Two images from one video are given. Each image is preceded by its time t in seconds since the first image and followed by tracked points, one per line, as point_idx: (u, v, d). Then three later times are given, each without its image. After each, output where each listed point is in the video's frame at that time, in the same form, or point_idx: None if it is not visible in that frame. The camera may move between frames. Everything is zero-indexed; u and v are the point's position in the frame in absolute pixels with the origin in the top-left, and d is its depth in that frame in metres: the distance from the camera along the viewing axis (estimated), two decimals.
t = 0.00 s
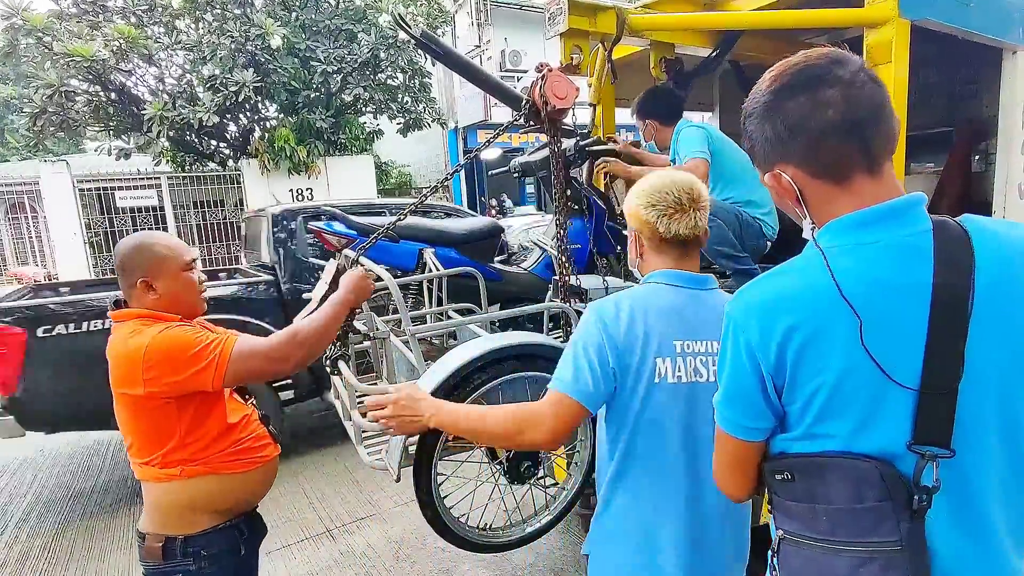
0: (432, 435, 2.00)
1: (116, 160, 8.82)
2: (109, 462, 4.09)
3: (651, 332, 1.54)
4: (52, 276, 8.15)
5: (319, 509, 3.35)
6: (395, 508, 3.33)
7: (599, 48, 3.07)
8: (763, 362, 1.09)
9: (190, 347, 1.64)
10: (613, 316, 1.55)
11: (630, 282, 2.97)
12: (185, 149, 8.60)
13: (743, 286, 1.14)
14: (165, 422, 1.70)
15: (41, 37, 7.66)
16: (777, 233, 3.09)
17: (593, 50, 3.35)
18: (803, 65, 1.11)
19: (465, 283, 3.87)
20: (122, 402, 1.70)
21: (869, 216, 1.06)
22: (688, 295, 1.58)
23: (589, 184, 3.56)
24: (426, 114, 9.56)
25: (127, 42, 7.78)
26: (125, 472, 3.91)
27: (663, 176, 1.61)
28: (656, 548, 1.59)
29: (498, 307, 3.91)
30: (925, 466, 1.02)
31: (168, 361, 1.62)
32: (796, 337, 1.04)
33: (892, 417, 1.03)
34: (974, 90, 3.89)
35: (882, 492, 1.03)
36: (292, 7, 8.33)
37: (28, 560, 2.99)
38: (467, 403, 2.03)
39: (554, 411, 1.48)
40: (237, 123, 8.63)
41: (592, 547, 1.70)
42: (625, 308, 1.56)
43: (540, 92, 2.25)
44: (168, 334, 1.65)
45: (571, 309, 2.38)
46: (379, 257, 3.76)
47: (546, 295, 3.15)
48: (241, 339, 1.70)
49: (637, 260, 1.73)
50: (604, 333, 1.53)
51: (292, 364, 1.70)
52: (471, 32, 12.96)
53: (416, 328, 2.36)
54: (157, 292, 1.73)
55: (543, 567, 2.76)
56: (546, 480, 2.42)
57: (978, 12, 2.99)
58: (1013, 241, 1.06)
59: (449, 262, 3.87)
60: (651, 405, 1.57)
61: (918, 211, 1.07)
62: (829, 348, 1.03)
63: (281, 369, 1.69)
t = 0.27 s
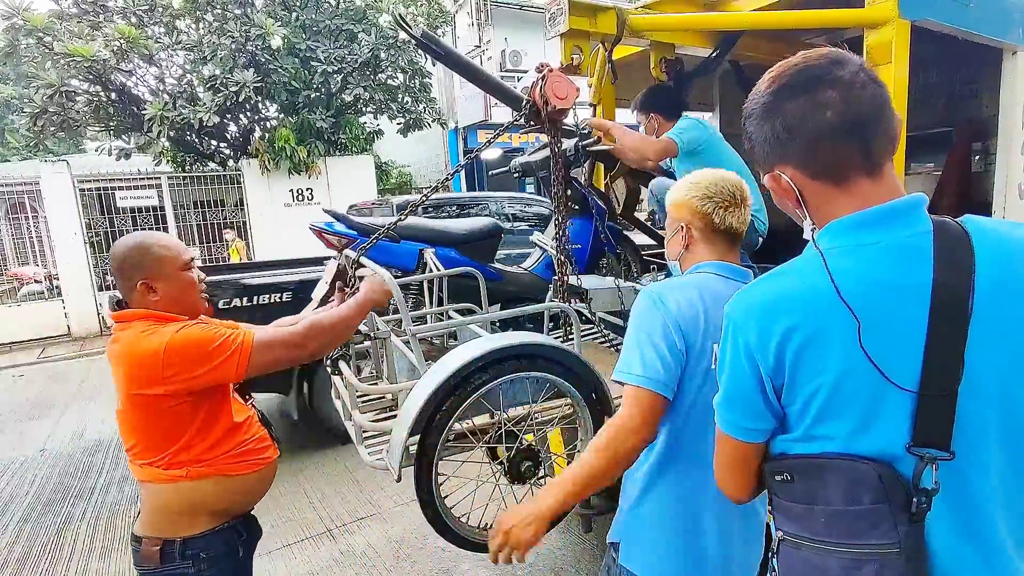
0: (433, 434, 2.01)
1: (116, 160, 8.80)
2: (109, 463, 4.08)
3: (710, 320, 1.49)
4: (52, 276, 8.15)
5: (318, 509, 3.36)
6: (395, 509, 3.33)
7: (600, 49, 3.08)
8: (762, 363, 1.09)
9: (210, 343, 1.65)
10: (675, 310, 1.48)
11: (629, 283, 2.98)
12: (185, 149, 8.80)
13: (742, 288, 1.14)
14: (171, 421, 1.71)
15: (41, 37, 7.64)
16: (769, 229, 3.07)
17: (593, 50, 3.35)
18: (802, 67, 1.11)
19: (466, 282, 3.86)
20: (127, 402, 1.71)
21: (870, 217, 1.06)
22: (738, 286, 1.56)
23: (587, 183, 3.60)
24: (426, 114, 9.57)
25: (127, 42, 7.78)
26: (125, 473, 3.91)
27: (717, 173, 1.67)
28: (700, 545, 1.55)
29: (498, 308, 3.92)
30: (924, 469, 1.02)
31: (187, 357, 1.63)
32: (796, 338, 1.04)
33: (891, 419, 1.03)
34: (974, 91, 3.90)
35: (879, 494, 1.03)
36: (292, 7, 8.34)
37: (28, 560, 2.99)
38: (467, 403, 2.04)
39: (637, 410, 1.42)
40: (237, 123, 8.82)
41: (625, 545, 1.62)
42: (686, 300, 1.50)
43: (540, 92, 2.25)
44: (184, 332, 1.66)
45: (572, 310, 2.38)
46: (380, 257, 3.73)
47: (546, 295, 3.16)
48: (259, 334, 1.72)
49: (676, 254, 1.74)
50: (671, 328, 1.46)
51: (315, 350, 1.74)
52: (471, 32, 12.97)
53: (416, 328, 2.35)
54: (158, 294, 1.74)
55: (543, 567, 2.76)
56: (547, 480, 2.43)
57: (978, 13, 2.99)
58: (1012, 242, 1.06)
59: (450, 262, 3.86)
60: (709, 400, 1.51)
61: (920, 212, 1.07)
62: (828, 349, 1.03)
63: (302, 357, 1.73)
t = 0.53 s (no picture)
0: (434, 433, 2.01)
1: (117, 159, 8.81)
2: (110, 462, 4.09)
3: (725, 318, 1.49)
4: (52, 276, 8.16)
5: (319, 509, 3.36)
6: (396, 508, 3.33)
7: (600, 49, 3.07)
8: (762, 364, 1.09)
9: (199, 351, 1.63)
10: (690, 310, 1.48)
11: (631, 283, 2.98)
12: (186, 149, 8.78)
13: (742, 288, 1.14)
14: (171, 420, 1.71)
15: (42, 37, 7.68)
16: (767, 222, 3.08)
17: (593, 50, 3.36)
18: (802, 66, 1.11)
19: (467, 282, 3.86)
20: (127, 402, 1.71)
21: (870, 217, 1.06)
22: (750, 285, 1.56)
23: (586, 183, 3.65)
24: (427, 114, 9.58)
25: (128, 42, 7.79)
26: (126, 472, 3.91)
27: (716, 173, 1.66)
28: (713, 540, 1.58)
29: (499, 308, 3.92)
30: (925, 470, 1.02)
31: (178, 364, 1.62)
32: (795, 339, 1.05)
33: (891, 419, 1.04)
34: (974, 91, 3.90)
35: (880, 495, 1.03)
36: (293, 7, 8.35)
37: (30, 559, 3.00)
38: (469, 402, 2.05)
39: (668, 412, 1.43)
40: (238, 123, 8.81)
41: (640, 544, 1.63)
42: (702, 300, 1.49)
43: (541, 91, 2.26)
44: (176, 336, 1.64)
45: (573, 309, 2.38)
46: (383, 257, 3.71)
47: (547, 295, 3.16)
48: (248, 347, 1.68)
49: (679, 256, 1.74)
50: (691, 328, 1.45)
51: (291, 378, 1.68)
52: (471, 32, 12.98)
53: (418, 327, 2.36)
54: (156, 293, 1.74)
55: (544, 565, 2.77)
56: (547, 479, 2.43)
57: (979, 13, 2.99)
58: (1012, 241, 1.06)
59: (451, 262, 3.86)
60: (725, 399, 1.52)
61: (921, 212, 1.07)
62: (828, 350, 1.04)
63: (282, 383, 1.67)
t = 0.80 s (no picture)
0: (435, 434, 2.02)
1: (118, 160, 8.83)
2: (112, 462, 4.10)
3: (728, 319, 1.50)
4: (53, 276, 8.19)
5: (319, 509, 3.36)
6: (396, 508, 3.33)
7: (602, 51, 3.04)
8: (760, 367, 1.09)
9: (193, 362, 1.63)
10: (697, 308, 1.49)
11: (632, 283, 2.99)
12: (188, 150, 8.82)
13: (739, 290, 1.14)
14: (171, 418, 1.72)
15: (44, 38, 7.72)
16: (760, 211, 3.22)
17: (594, 51, 3.37)
18: (799, 66, 1.11)
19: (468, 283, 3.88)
20: (124, 403, 1.71)
21: (868, 218, 1.06)
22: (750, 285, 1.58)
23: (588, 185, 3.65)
24: (428, 115, 9.59)
25: (129, 43, 7.81)
26: (126, 473, 3.92)
27: (699, 176, 1.67)
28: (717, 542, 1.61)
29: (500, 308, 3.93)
30: (924, 473, 1.02)
31: (173, 374, 1.62)
32: (792, 342, 1.05)
33: (890, 422, 1.04)
34: (974, 91, 3.90)
35: (878, 498, 1.03)
36: (294, 8, 8.35)
37: (31, 559, 3.00)
38: (469, 402, 2.06)
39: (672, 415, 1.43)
40: (239, 123, 8.68)
41: (652, 549, 1.67)
42: (707, 298, 1.50)
43: (542, 92, 2.26)
44: (173, 343, 1.65)
45: (575, 310, 2.39)
46: (385, 258, 3.69)
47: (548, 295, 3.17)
48: (243, 359, 1.69)
49: (677, 261, 1.74)
50: (698, 326, 1.46)
51: (282, 396, 1.70)
52: (473, 33, 12.99)
53: (419, 327, 2.36)
54: (155, 293, 1.75)
55: (543, 566, 2.77)
56: (548, 480, 2.43)
57: (979, 13, 2.99)
58: (1009, 241, 1.07)
59: (453, 263, 3.86)
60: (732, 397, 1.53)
61: (919, 214, 1.07)
62: (826, 353, 1.04)
63: (275, 399, 1.69)
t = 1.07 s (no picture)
0: (437, 434, 2.02)
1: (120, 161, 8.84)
2: (113, 462, 4.09)
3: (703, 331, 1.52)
4: (55, 277, 8.18)
5: (320, 510, 3.36)
6: (397, 509, 3.33)
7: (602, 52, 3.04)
8: (755, 370, 1.09)
9: (200, 365, 1.64)
10: (673, 326, 1.50)
11: (633, 284, 2.99)
12: (188, 150, 8.86)
13: (735, 293, 1.14)
14: (175, 419, 1.72)
15: (46, 40, 7.76)
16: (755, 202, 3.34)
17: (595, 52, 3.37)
18: (795, 69, 1.11)
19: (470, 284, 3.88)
20: (129, 403, 1.71)
21: (863, 221, 1.06)
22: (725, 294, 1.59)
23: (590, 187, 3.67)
24: (428, 116, 9.61)
25: (131, 44, 7.83)
26: (127, 473, 3.92)
27: (671, 177, 1.69)
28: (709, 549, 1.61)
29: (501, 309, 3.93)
30: (919, 476, 1.02)
31: (179, 376, 1.63)
32: (787, 346, 1.05)
33: (885, 426, 1.04)
34: (974, 92, 3.90)
35: (873, 502, 1.03)
36: (295, 9, 8.36)
37: (33, 559, 3.00)
38: (470, 403, 2.06)
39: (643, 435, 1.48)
40: (240, 125, 8.76)
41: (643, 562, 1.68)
42: (684, 314, 1.51)
43: (542, 94, 2.27)
44: (180, 345, 1.66)
45: (576, 310, 2.39)
46: (387, 259, 3.69)
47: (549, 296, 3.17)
48: (248, 364, 1.71)
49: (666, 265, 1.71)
50: (673, 347, 1.48)
51: (285, 401, 1.72)
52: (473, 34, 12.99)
53: (421, 329, 2.37)
54: (160, 293, 1.76)
55: (544, 567, 2.77)
56: (549, 481, 2.43)
57: (979, 14, 3.00)
58: (1005, 245, 1.07)
59: (454, 263, 3.86)
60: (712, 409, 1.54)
61: (914, 216, 1.08)
62: (821, 356, 1.04)
63: (279, 404, 1.71)
